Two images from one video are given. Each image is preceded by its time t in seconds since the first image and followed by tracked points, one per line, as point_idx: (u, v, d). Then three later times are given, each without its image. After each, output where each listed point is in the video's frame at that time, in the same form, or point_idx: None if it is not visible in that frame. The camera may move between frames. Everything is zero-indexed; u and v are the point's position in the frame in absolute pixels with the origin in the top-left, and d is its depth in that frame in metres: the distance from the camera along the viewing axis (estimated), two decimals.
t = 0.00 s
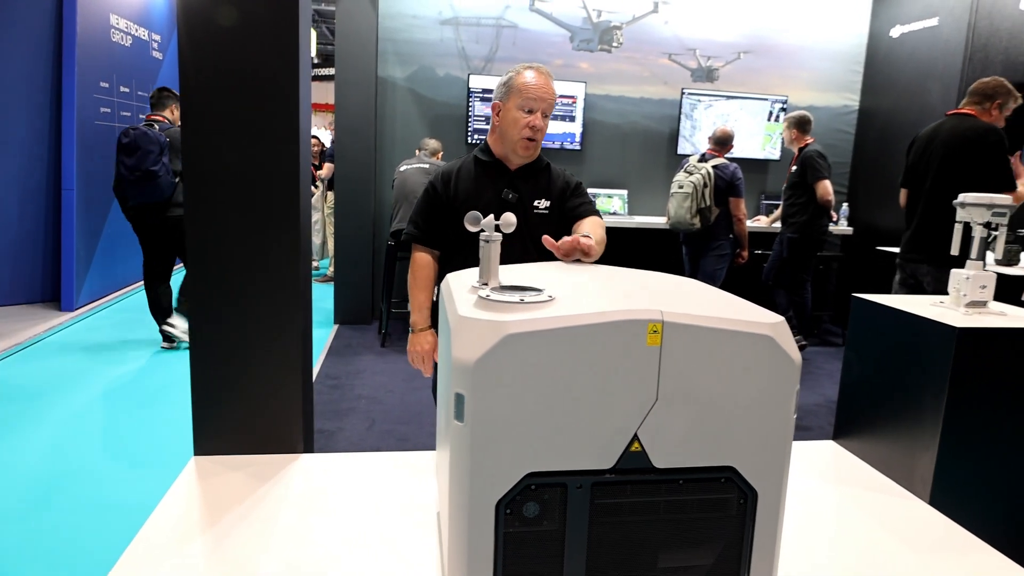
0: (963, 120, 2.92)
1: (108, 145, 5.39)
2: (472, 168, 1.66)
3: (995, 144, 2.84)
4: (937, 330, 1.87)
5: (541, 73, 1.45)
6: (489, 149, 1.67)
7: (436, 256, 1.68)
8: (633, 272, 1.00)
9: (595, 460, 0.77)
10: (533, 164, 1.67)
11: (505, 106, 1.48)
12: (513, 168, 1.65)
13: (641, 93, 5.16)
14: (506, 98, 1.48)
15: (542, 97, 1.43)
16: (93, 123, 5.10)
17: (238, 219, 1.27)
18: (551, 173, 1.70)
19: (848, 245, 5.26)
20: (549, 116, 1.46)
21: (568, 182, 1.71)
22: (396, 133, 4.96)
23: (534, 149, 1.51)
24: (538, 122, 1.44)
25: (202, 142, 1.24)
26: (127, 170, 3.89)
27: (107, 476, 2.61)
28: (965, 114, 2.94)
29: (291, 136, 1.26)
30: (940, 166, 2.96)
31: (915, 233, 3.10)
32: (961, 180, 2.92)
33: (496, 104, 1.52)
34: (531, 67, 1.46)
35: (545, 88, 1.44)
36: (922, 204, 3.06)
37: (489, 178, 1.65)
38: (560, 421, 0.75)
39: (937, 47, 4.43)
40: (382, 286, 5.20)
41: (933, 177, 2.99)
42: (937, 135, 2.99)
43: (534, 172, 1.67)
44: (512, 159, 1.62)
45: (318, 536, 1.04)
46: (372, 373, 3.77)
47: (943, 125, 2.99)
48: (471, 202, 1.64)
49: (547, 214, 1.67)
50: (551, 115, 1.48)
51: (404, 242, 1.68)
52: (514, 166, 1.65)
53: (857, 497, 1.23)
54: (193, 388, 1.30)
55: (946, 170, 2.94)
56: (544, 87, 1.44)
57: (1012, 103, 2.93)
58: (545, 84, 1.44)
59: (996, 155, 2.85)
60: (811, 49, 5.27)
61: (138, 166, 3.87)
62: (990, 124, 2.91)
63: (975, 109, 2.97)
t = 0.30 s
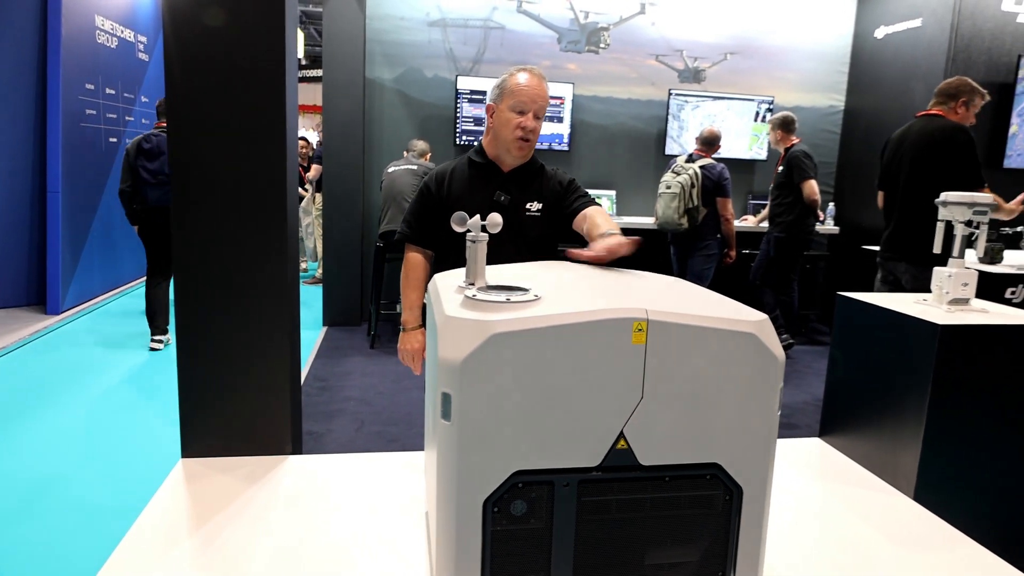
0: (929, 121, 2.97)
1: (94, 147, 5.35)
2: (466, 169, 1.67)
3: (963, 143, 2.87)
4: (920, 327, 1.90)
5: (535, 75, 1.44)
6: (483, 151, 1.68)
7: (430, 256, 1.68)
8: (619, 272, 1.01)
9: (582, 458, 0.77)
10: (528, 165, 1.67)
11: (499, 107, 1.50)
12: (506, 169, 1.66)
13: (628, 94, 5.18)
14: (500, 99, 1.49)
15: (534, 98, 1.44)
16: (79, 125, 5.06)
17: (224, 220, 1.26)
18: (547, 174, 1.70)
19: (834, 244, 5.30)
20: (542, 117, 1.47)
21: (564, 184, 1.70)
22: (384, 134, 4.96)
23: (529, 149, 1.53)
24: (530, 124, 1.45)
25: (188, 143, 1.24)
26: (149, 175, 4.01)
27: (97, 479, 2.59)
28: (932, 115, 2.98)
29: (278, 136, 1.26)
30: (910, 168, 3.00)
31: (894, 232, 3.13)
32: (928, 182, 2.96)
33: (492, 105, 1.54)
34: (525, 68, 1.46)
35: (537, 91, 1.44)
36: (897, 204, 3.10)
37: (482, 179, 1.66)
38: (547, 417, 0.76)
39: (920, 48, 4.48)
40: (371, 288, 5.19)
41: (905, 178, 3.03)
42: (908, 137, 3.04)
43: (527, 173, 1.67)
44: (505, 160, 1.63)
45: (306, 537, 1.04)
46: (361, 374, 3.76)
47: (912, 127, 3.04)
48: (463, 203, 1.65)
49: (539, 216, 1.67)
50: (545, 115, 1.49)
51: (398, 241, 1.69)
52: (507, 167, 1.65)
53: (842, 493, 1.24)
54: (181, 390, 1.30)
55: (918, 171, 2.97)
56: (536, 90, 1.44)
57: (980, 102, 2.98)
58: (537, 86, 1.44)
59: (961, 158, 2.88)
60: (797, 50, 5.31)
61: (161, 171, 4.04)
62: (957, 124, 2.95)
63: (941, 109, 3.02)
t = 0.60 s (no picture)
0: (917, 121, 2.99)
1: (85, 148, 5.31)
2: (459, 172, 1.67)
3: (950, 143, 2.89)
4: (912, 326, 1.91)
5: (512, 73, 1.45)
6: (476, 153, 1.68)
7: (424, 258, 1.69)
8: (613, 272, 1.01)
9: (576, 458, 0.78)
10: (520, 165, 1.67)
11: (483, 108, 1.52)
12: (498, 170, 1.65)
13: (621, 95, 5.19)
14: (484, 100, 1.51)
15: (507, 97, 1.44)
16: (70, 125, 5.02)
17: (216, 221, 1.26)
18: (540, 174, 1.69)
19: (825, 244, 5.33)
20: (520, 115, 1.47)
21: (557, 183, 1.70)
22: (377, 134, 4.94)
23: (513, 148, 1.53)
24: (502, 123, 1.46)
25: (182, 143, 1.23)
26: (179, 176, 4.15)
27: (88, 480, 2.57)
28: (920, 115, 3.00)
29: (271, 136, 1.26)
30: (899, 168, 3.03)
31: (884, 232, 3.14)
32: (917, 180, 2.98)
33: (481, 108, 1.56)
34: (507, 67, 1.47)
35: (513, 89, 1.44)
36: (887, 205, 3.12)
37: (475, 181, 1.66)
38: (542, 418, 0.76)
39: (910, 49, 4.51)
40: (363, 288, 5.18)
41: (894, 177, 3.06)
42: (897, 137, 3.06)
43: (519, 174, 1.67)
44: (495, 162, 1.63)
45: (301, 537, 1.04)
46: (354, 375, 3.75)
47: (901, 128, 3.06)
48: (456, 206, 1.65)
49: (532, 216, 1.66)
50: (526, 114, 1.48)
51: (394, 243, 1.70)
52: (499, 168, 1.65)
53: (835, 492, 1.25)
54: (174, 392, 1.29)
55: (909, 171, 2.99)
56: (512, 88, 1.44)
57: (967, 99, 2.99)
58: (514, 84, 1.44)
59: (950, 156, 2.90)
60: (788, 50, 5.34)
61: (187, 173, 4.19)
62: (944, 123, 2.97)
63: (928, 109, 3.04)
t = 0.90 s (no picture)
0: (916, 121, 3.00)
1: (82, 148, 5.30)
2: (454, 174, 1.67)
3: (949, 143, 2.90)
4: (911, 326, 1.91)
5: (503, 73, 1.44)
6: (470, 155, 1.67)
7: (421, 260, 1.68)
8: (613, 273, 1.01)
9: (579, 459, 0.78)
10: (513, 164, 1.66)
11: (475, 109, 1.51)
12: (492, 171, 1.65)
13: (618, 95, 5.20)
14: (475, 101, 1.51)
15: (498, 98, 1.44)
16: (66, 125, 5.00)
17: (215, 222, 1.25)
18: (534, 173, 1.69)
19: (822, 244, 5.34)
20: (512, 116, 1.47)
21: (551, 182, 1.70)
22: (374, 135, 4.94)
23: (506, 148, 1.53)
24: (495, 124, 1.46)
25: (181, 143, 1.23)
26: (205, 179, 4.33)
27: (87, 481, 2.57)
28: (919, 116, 3.01)
29: (271, 136, 1.25)
30: (898, 168, 3.04)
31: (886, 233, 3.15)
32: (916, 181, 2.99)
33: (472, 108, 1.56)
34: (498, 67, 1.46)
35: (504, 89, 1.43)
36: (887, 205, 3.12)
37: (469, 183, 1.66)
38: (545, 419, 0.76)
39: (907, 49, 4.53)
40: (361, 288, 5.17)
41: (893, 178, 3.07)
42: (896, 137, 3.07)
43: (514, 173, 1.66)
44: (489, 162, 1.63)
45: (303, 539, 1.03)
46: (351, 375, 3.75)
47: (900, 128, 3.07)
48: (451, 207, 1.65)
49: (527, 217, 1.66)
50: (517, 113, 1.48)
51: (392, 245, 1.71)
52: (492, 169, 1.65)
53: (834, 492, 1.25)
54: (175, 393, 1.29)
55: (908, 172, 3.00)
56: (503, 88, 1.44)
57: (966, 98, 3.00)
58: (505, 85, 1.44)
59: (951, 155, 2.91)
60: (785, 51, 5.35)
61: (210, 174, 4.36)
62: (943, 123, 2.98)
63: (926, 109, 3.04)
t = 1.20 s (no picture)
0: (920, 119, 3.00)
1: (82, 149, 5.30)
2: (454, 174, 1.67)
3: (953, 141, 2.90)
4: (916, 326, 1.91)
5: (515, 78, 1.43)
6: (470, 155, 1.67)
7: (422, 261, 1.68)
8: (619, 274, 1.00)
9: (586, 461, 0.77)
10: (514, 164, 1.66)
11: (482, 111, 1.50)
12: (492, 172, 1.65)
13: (618, 95, 5.20)
14: (482, 104, 1.49)
15: (513, 104, 1.43)
16: (66, 127, 5.00)
17: (217, 225, 1.25)
18: (534, 173, 1.69)
19: (823, 243, 5.34)
20: (523, 121, 1.47)
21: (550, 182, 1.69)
22: (374, 136, 4.93)
23: (513, 151, 1.54)
24: (509, 129, 1.46)
25: (184, 144, 1.22)
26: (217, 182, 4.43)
27: (89, 482, 2.56)
28: (923, 114, 3.01)
29: (272, 138, 1.25)
30: (903, 167, 3.04)
31: (892, 233, 3.15)
32: (921, 179, 2.99)
33: (475, 109, 1.54)
34: (506, 71, 1.45)
35: (517, 95, 1.43)
36: (892, 203, 3.12)
37: (469, 184, 1.65)
38: (552, 422, 0.75)
39: (907, 47, 4.53)
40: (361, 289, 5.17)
41: (897, 177, 3.07)
42: (900, 136, 3.07)
43: (514, 174, 1.66)
44: (489, 163, 1.62)
45: (309, 541, 1.03)
46: (353, 376, 3.74)
47: (904, 127, 3.07)
48: (452, 208, 1.65)
49: (526, 217, 1.65)
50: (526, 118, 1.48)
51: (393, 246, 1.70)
52: (493, 170, 1.64)
53: (840, 491, 1.25)
54: (178, 396, 1.28)
55: (912, 170, 3.00)
56: (516, 94, 1.43)
57: (970, 97, 3.00)
58: (517, 90, 1.43)
59: (955, 154, 2.91)
60: (785, 50, 5.35)
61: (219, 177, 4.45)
62: (948, 121, 2.98)
63: (931, 108, 3.05)
